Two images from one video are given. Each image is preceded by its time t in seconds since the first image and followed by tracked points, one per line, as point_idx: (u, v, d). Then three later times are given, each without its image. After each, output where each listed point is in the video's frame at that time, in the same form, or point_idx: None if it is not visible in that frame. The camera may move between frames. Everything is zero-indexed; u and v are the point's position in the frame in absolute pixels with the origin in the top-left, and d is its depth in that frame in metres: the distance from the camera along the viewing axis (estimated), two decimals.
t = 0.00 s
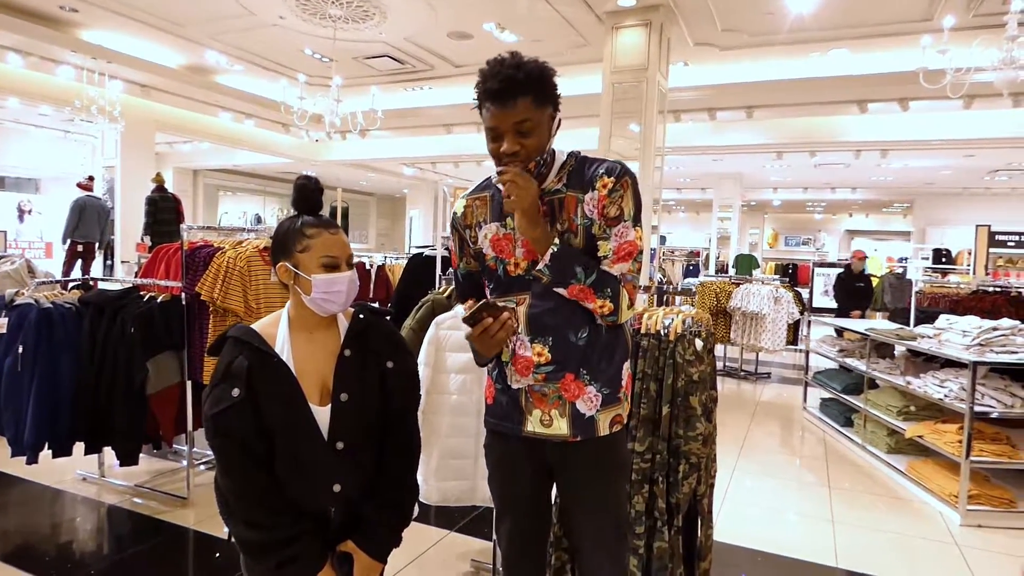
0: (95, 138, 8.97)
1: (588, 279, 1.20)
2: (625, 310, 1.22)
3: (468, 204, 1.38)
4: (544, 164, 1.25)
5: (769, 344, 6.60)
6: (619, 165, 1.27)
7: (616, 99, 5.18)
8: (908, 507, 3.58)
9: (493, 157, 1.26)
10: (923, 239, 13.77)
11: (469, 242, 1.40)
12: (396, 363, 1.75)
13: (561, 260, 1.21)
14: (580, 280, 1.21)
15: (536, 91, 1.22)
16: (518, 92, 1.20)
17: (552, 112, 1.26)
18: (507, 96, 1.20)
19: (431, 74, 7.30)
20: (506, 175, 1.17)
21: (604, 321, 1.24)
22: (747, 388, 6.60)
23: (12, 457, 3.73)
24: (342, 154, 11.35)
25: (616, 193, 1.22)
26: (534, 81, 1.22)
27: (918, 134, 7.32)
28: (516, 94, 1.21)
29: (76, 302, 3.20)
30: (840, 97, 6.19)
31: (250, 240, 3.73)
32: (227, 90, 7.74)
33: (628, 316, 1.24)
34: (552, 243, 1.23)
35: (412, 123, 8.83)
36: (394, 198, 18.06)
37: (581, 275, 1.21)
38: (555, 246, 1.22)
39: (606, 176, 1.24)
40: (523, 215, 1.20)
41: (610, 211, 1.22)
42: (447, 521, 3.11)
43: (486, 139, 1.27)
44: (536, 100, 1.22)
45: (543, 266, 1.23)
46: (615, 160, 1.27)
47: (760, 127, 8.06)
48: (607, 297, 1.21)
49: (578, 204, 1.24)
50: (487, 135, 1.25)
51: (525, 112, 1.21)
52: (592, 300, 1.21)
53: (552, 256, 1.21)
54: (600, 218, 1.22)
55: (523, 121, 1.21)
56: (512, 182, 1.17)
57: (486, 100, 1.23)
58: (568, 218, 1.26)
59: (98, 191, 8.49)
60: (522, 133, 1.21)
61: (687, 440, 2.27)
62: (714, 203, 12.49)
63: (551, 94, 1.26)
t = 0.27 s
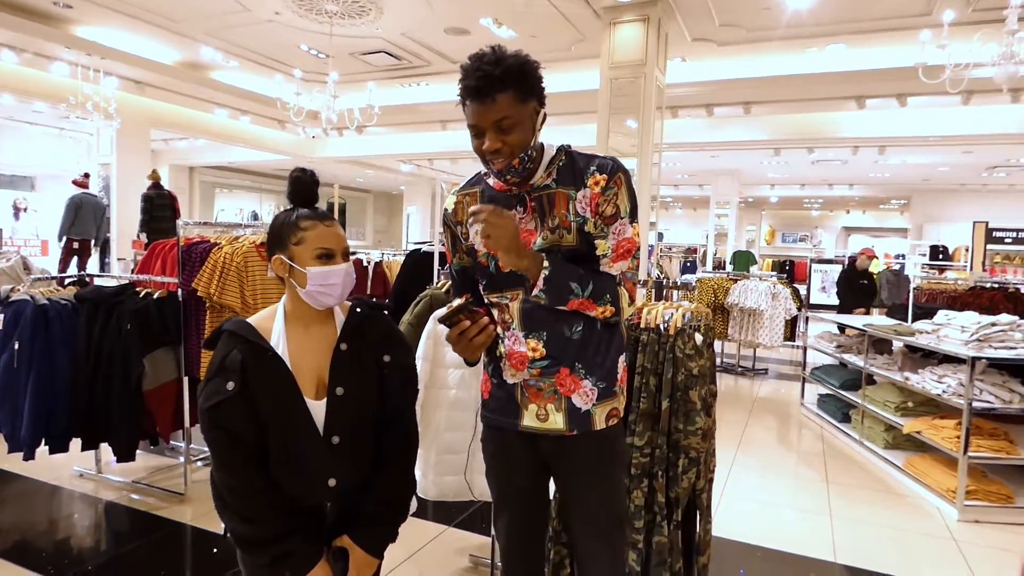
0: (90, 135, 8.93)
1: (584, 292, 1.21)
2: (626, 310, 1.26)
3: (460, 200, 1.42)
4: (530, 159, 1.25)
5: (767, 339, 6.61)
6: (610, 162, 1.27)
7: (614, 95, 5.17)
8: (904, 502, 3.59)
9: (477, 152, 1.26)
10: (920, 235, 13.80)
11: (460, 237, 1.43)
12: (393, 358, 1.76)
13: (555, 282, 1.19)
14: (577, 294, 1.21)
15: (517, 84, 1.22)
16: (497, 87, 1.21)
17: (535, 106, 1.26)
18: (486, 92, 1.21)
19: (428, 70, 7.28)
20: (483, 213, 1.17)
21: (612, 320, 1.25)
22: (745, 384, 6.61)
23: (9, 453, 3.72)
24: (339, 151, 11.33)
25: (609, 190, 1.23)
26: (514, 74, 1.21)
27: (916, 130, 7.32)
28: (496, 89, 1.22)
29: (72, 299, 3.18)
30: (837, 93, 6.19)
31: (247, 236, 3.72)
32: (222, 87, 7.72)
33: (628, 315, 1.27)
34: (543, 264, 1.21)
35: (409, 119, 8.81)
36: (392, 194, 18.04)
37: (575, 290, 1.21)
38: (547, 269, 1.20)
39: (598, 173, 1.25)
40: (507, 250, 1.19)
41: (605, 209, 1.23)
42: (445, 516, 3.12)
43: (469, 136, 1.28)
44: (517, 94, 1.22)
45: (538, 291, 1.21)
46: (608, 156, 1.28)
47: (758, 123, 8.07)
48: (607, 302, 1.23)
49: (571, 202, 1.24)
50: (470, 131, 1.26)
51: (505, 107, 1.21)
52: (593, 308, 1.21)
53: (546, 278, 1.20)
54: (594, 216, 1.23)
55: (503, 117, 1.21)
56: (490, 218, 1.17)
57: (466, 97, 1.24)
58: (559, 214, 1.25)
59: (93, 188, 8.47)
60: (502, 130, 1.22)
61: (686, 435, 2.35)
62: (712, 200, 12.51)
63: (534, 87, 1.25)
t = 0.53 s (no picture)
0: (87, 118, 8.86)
1: (567, 300, 1.20)
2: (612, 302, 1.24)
3: (453, 185, 1.44)
4: (521, 143, 1.26)
5: (763, 330, 6.63)
6: (604, 149, 1.29)
7: (614, 83, 5.15)
8: (898, 493, 3.63)
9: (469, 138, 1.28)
10: (918, 228, 13.83)
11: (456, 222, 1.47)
12: (390, 342, 1.76)
13: (536, 294, 1.21)
14: (561, 302, 1.21)
15: (507, 69, 1.22)
16: (487, 71, 1.22)
17: (528, 91, 1.27)
18: (475, 75, 1.22)
19: (426, 55, 7.24)
20: (435, 258, 1.13)
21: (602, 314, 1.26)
22: (740, 374, 6.64)
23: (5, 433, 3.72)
24: (336, 136, 11.26)
25: (602, 179, 1.24)
26: (504, 59, 1.22)
27: (917, 122, 7.31)
28: (487, 73, 1.22)
29: (68, 281, 3.18)
30: (838, 83, 6.17)
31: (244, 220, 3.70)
32: (220, 70, 7.66)
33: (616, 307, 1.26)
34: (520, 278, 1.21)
35: (408, 106, 8.75)
36: (389, 181, 17.99)
37: (557, 297, 1.21)
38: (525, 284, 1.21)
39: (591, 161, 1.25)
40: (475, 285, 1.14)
41: (597, 197, 1.23)
42: (441, 501, 3.13)
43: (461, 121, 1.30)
44: (508, 77, 1.23)
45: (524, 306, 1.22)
46: (600, 142, 1.29)
47: (758, 112, 8.05)
48: (593, 301, 1.21)
49: (563, 192, 1.26)
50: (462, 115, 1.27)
51: (495, 92, 1.22)
52: (580, 309, 1.21)
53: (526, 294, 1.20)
54: (586, 205, 1.24)
55: (495, 102, 1.22)
56: (445, 262, 1.12)
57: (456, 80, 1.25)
58: (550, 204, 1.27)
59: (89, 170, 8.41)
60: (493, 114, 1.23)
61: (684, 422, 2.44)
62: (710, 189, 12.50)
63: (527, 71, 1.26)
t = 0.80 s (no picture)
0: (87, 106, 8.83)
1: (530, 298, 1.27)
2: (582, 292, 1.30)
3: (455, 169, 1.62)
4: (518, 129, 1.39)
5: (761, 322, 6.64)
6: (602, 139, 1.41)
7: (614, 72, 5.13)
8: (895, 486, 3.65)
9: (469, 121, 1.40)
10: (917, 221, 13.82)
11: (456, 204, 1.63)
12: (390, 330, 1.77)
13: (494, 301, 1.27)
14: (523, 302, 1.28)
15: (507, 56, 1.33)
16: (488, 55, 1.32)
17: (528, 77, 1.38)
18: (476, 61, 1.32)
19: (426, 44, 7.20)
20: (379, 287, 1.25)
21: (575, 304, 1.36)
22: (737, 366, 6.66)
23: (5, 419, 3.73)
24: (336, 125, 11.22)
25: (595, 166, 1.35)
26: (506, 45, 1.32)
27: (918, 114, 7.30)
28: (486, 58, 1.32)
29: (67, 267, 3.18)
30: (839, 74, 6.15)
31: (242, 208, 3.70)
32: (219, 58, 7.62)
33: (588, 295, 1.31)
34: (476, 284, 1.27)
35: (408, 95, 8.72)
36: (388, 170, 17.94)
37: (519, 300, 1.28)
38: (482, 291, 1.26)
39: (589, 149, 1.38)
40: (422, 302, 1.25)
41: (587, 183, 1.34)
42: (439, 490, 3.16)
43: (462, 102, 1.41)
44: (508, 62, 1.33)
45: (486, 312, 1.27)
46: (599, 133, 1.41)
47: (758, 104, 8.02)
48: (560, 295, 1.29)
49: (558, 177, 1.38)
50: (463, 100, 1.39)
51: (495, 77, 1.32)
52: (548, 306, 1.29)
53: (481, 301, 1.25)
54: (576, 190, 1.36)
55: (494, 86, 1.33)
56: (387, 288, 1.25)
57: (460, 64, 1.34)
58: (544, 191, 1.40)
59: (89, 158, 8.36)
60: (492, 98, 1.34)
61: (683, 412, 2.49)
62: (710, 181, 12.47)
63: (527, 57, 1.36)
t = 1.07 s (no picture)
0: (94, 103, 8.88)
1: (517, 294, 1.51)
2: (568, 283, 1.55)
3: (464, 156, 1.91)
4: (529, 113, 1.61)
5: (768, 317, 6.62)
6: (607, 136, 1.64)
7: (618, 66, 5.11)
8: (904, 481, 3.63)
9: (484, 99, 1.60)
10: (926, 214, 13.72)
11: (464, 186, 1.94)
12: (394, 322, 1.79)
13: (481, 299, 1.50)
14: (510, 299, 1.52)
15: (525, 43, 1.53)
16: (507, 39, 1.51)
17: (542, 66, 1.59)
18: (498, 42, 1.51)
19: (430, 38, 7.19)
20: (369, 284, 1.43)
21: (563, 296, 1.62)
22: (744, 361, 6.64)
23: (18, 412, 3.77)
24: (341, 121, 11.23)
25: (598, 160, 1.58)
26: (525, 34, 1.52)
27: (927, 106, 7.24)
28: (506, 41, 1.52)
29: (77, 262, 3.19)
30: (847, 66, 6.09)
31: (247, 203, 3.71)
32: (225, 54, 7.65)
33: (574, 285, 1.57)
34: (462, 284, 1.50)
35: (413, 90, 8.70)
36: (392, 166, 17.93)
37: (506, 295, 1.52)
38: (467, 291, 1.49)
39: (593, 144, 1.62)
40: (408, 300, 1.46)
41: (588, 175, 1.59)
42: (445, 484, 3.17)
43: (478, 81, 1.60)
44: (525, 47, 1.53)
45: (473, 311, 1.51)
46: (605, 130, 1.64)
47: (764, 96, 7.98)
48: (546, 287, 1.53)
49: (564, 168, 1.64)
50: (480, 78, 1.59)
51: (512, 60, 1.52)
52: (535, 301, 1.54)
53: (468, 298, 1.48)
54: (577, 180, 1.60)
55: (510, 68, 1.53)
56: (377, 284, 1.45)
57: (482, 46, 1.54)
58: (547, 179, 1.68)
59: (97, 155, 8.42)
60: (507, 79, 1.54)
61: (690, 406, 2.47)
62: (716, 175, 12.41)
63: (543, 47, 1.57)
